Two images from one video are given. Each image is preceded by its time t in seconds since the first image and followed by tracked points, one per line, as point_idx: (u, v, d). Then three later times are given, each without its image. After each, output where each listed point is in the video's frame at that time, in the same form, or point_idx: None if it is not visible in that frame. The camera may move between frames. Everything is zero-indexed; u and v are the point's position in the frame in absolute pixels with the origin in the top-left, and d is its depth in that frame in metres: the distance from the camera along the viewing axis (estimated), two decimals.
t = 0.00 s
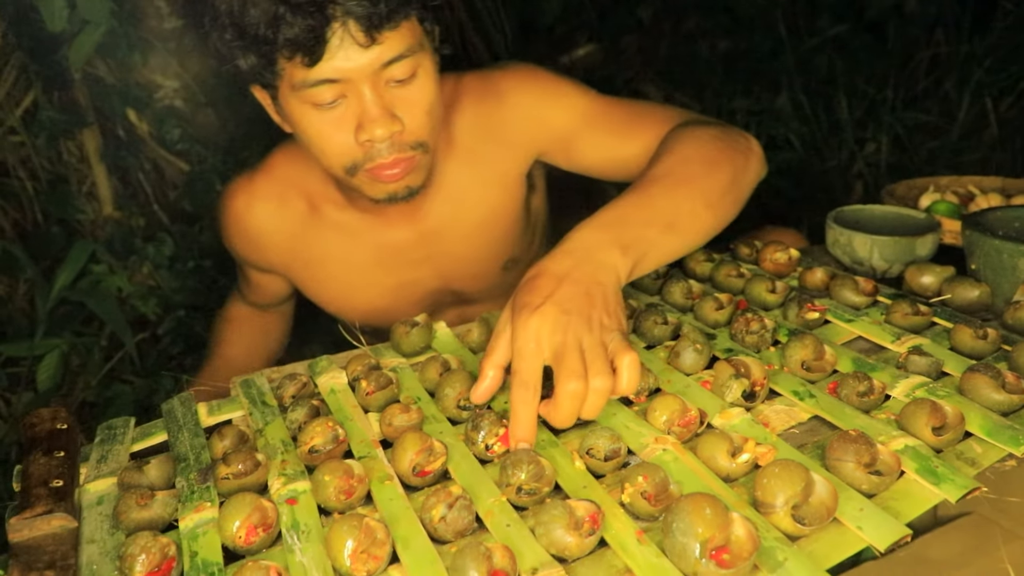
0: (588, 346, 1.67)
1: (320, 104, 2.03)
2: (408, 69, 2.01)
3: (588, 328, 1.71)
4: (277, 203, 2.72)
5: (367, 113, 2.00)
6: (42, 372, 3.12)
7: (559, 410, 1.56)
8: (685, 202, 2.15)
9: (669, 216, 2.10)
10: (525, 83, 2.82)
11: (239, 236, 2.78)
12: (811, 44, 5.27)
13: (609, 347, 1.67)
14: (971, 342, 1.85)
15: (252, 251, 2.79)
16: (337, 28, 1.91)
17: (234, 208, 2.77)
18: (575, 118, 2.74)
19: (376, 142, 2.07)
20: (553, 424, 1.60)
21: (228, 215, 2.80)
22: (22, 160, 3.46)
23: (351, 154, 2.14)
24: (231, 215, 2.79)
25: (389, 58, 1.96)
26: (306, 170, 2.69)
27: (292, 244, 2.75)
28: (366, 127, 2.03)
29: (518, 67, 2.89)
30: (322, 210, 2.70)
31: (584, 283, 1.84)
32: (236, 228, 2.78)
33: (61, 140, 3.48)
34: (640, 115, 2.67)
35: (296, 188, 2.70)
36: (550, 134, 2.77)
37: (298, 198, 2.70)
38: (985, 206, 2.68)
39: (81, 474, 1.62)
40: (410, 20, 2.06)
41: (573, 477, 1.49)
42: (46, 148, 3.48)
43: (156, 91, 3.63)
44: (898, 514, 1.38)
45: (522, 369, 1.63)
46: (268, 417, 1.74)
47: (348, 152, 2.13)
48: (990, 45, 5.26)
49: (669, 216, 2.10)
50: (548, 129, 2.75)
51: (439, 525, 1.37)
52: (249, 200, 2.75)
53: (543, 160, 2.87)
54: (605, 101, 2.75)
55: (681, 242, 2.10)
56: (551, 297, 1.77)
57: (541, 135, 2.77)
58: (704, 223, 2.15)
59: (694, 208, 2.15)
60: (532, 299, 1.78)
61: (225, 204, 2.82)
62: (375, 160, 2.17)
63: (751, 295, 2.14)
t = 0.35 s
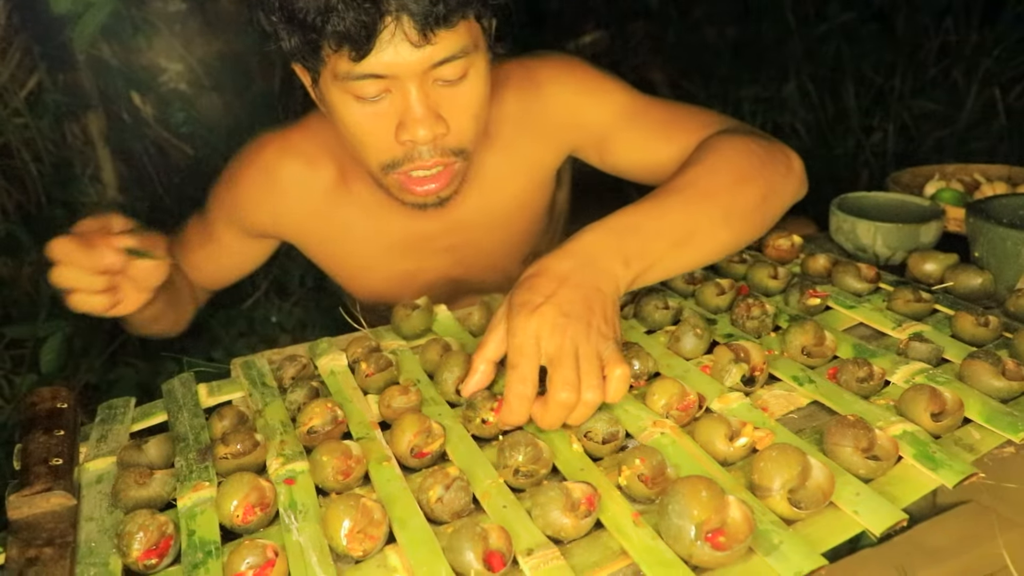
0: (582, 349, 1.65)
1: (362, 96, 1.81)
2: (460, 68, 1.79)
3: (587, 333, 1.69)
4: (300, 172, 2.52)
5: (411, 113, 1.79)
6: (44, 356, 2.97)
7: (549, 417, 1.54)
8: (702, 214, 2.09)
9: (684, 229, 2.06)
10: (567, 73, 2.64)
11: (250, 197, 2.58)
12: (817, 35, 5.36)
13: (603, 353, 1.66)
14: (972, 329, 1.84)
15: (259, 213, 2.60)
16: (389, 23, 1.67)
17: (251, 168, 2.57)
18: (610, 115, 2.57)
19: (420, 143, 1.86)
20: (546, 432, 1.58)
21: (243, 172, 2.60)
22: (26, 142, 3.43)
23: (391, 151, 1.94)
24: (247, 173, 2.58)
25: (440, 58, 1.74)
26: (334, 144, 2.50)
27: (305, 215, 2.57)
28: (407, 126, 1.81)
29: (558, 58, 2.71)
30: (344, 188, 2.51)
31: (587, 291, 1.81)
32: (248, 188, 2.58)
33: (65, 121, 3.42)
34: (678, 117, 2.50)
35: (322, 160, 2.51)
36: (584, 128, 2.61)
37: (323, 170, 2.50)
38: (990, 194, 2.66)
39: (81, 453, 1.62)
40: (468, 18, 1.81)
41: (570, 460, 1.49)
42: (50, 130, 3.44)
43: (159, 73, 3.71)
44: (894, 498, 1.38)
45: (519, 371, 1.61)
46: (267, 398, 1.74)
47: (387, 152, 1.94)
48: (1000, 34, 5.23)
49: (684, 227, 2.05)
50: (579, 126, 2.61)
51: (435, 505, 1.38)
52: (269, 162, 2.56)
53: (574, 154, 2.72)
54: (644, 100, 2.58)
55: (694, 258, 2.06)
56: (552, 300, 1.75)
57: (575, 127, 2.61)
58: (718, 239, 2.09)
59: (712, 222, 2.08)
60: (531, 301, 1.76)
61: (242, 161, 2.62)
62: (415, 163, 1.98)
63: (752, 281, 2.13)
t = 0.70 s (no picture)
0: (554, 339, 1.65)
1: (369, 111, 1.68)
2: (472, 88, 1.67)
3: (565, 321, 1.69)
4: (298, 157, 2.38)
5: (417, 133, 1.67)
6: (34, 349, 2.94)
7: (506, 401, 1.54)
8: (697, 218, 2.08)
9: (676, 232, 2.05)
10: (570, 68, 2.57)
11: (233, 176, 2.32)
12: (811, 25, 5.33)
13: (575, 344, 1.66)
14: (962, 322, 1.84)
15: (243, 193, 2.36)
16: (402, 43, 1.55)
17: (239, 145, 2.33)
18: (614, 112, 2.50)
19: (423, 163, 1.76)
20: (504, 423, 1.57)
21: (226, 146, 2.32)
22: (17, 132, 3.43)
23: (394, 171, 1.84)
24: (232, 150, 2.32)
25: (451, 80, 1.61)
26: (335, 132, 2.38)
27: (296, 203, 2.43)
28: (412, 145, 1.71)
29: (556, 51, 2.62)
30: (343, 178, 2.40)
31: (574, 284, 1.81)
32: (232, 166, 2.32)
33: (56, 112, 3.40)
34: (683, 116, 2.44)
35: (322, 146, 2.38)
36: (587, 126, 2.54)
37: (322, 157, 2.38)
38: (981, 186, 2.66)
39: (67, 448, 1.61)
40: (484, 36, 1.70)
41: (559, 454, 1.48)
42: (41, 121, 3.43)
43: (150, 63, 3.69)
44: (883, 492, 1.37)
45: (491, 348, 1.61)
46: (256, 392, 1.73)
47: (389, 170, 1.84)
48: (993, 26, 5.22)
49: (676, 230, 2.05)
50: (581, 126, 2.54)
51: (423, 501, 1.37)
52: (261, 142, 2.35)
53: (577, 151, 2.65)
54: (648, 99, 2.51)
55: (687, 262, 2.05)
56: (537, 286, 1.75)
57: (578, 124, 2.54)
58: (710, 243, 2.08)
59: (703, 227, 2.08)
60: (515, 286, 1.77)
61: (226, 135, 2.34)
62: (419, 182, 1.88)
63: (743, 274, 2.13)
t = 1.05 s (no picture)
0: (545, 335, 1.62)
1: (378, 121, 1.68)
2: (482, 103, 1.67)
3: (557, 318, 1.65)
4: (299, 155, 2.37)
5: (425, 147, 1.68)
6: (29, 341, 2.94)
7: (496, 399, 1.55)
8: (699, 221, 2.02)
9: (676, 236, 1.99)
10: (573, 67, 2.50)
11: (236, 174, 2.29)
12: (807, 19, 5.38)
13: (567, 340, 1.63)
14: (955, 316, 1.85)
15: (244, 191, 2.33)
16: (418, 62, 1.55)
17: (243, 141, 2.30)
18: (615, 114, 2.44)
19: (430, 176, 1.76)
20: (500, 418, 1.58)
21: (230, 143, 2.28)
22: (10, 125, 3.33)
23: (400, 179, 1.84)
24: (236, 146, 2.29)
25: (463, 96, 1.62)
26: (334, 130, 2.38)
27: (295, 199, 2.43)
28: (419, 158, 1.71)
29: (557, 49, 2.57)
30: (343, 177, 2.40)
31: (568, 280, 1.76)
32: (235, 163, 2.28)
33: (51, 105, 3.40)
34: (685, 120, 2.37)
35: (322, 142, 2.37)
36: (587, 127, 2.48)
37: (323, 154, 2.38)
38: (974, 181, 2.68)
39: (64, 439, 1.61)
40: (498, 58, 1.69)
41: (554, 446, 1.49)
42: (35, 115, 3.37)
43: (146, 57, 3.71)
44: (876, 484, 1.38)
45: (480, 346, 1.60)
46: (251, 384, 1.74)
47: (394, 177, 1.84)
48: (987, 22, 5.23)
49: (677, 235, 1.99)
50: (581, 125, 2.48)
51: (418, 492, 1.38)
52: (264, 140, 2.33)
53: (577, 151, 2.58)
54: (651, 101, 2.45)
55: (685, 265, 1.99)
56: (529, 280, 1.71)
57: (578, 125, 2.48)
58: (710, 249, 2.02)
59: (704, 232, 2.01)
60: (508, 278, 1.72)
61: (229, 130, 2.31)
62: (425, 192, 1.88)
63: (738, 268, 2.13)
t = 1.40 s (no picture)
0: (544, 328, 1.61)
1: (395, 113, 1.68)
2: (501, 98, 1.68)
3: (557, 311, 1.64)
4: (315, 143, 2.38)
5: (442, 140, 1.68)
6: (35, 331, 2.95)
7: (495, 388, 1.56)
8: (706, 217, 2.00)
9: (681, 232, 1.97)
10: (586, 62, 2.50)
11: (253, 161, 2.29)
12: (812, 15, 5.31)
13: (566, 334, 1.62)
14: (960, 309, 1.86)
15: (260, 179, 2.32)
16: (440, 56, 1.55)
17: (259, 128, 2.30)
18: (627, 110, 2.44)
19: (447, 169, 1.75)
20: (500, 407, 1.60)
21: (247, 129, 2.28)
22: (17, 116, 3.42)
23: (413, 169, 1.81)
24: (252, 132, 2.29)
25: (483, 91, 1.62)
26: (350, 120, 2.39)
27: (307, 188, 2.43)
28: (436, 149, 1.70)
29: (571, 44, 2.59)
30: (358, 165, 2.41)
31: (570, 276, 1.75)
32: (252, 150, 2.28)
33: (56, 97, 3.41)
34: (696, 117, 2.37)
35: (337, 131, 2.39)
36: (599, 121, 2.48)
37: (338, 142, 2.39)
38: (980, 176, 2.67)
39: (72, 425, 1.62)
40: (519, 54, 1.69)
41: (559, 435, 1.49)
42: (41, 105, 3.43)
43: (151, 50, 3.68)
44: (880, 474, 1.39)
45: (479, 337, 1.60)
46: (257, 371, 1.75)
47: (407, 167, 1.82)
48: (994, 19, 5.22)
49: (681, 231, 1.96)
50: (591, 121, 2.48)
51: (424, 479, 1.38)
52: (280, 127, 2.33)
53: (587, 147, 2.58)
54: (663, 98, 2.45)
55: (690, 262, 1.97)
56: (530, 273, 1.70)
57: (589, 119, 2.48)
58: (713, 247, 1.99)
59: (708, 230, 1.99)
60: (509, 271, 1.71)
61: (245, 117, 2.30)
62: (438, 182, 1.85)
63: (742, 261, 2.14)
